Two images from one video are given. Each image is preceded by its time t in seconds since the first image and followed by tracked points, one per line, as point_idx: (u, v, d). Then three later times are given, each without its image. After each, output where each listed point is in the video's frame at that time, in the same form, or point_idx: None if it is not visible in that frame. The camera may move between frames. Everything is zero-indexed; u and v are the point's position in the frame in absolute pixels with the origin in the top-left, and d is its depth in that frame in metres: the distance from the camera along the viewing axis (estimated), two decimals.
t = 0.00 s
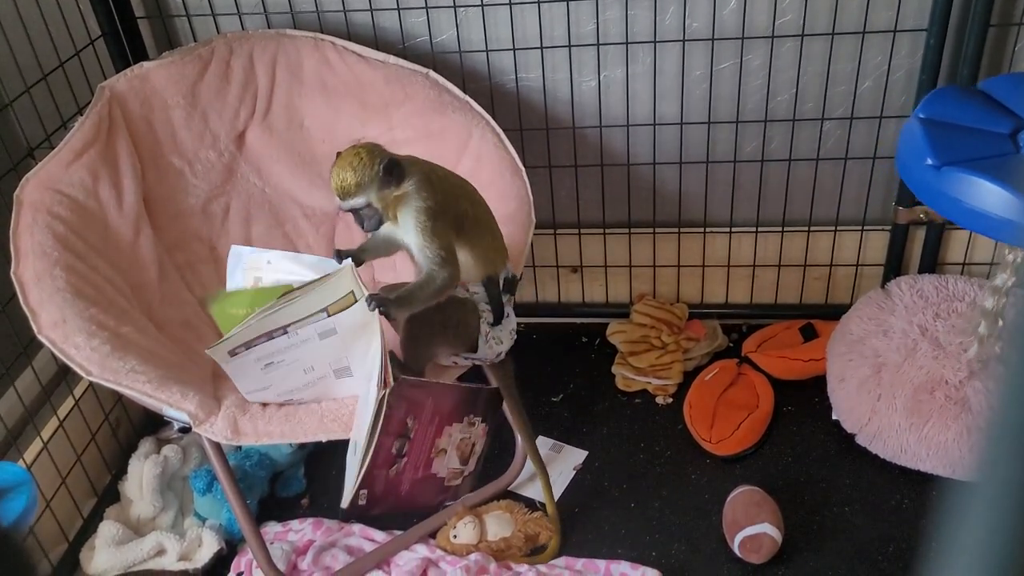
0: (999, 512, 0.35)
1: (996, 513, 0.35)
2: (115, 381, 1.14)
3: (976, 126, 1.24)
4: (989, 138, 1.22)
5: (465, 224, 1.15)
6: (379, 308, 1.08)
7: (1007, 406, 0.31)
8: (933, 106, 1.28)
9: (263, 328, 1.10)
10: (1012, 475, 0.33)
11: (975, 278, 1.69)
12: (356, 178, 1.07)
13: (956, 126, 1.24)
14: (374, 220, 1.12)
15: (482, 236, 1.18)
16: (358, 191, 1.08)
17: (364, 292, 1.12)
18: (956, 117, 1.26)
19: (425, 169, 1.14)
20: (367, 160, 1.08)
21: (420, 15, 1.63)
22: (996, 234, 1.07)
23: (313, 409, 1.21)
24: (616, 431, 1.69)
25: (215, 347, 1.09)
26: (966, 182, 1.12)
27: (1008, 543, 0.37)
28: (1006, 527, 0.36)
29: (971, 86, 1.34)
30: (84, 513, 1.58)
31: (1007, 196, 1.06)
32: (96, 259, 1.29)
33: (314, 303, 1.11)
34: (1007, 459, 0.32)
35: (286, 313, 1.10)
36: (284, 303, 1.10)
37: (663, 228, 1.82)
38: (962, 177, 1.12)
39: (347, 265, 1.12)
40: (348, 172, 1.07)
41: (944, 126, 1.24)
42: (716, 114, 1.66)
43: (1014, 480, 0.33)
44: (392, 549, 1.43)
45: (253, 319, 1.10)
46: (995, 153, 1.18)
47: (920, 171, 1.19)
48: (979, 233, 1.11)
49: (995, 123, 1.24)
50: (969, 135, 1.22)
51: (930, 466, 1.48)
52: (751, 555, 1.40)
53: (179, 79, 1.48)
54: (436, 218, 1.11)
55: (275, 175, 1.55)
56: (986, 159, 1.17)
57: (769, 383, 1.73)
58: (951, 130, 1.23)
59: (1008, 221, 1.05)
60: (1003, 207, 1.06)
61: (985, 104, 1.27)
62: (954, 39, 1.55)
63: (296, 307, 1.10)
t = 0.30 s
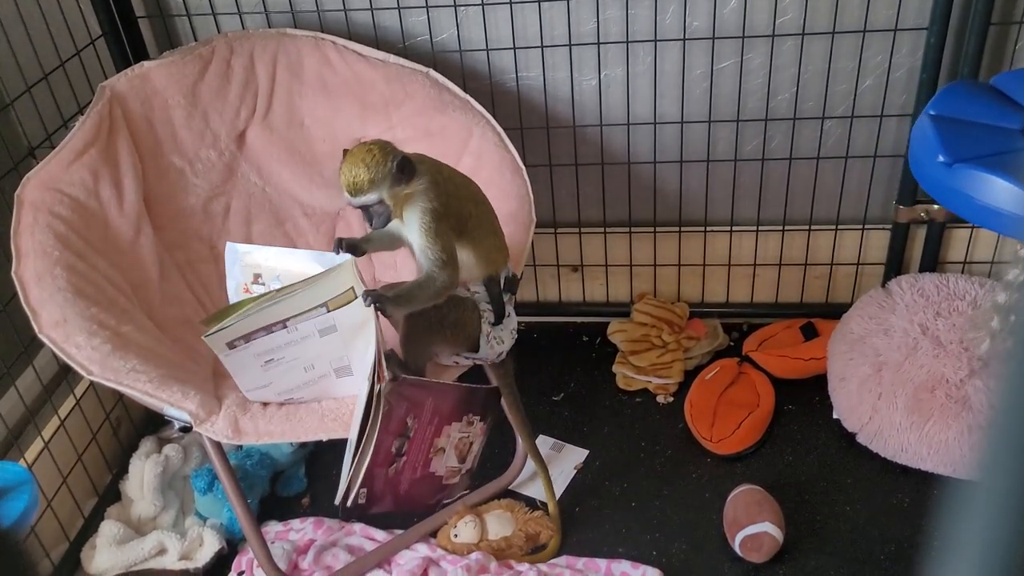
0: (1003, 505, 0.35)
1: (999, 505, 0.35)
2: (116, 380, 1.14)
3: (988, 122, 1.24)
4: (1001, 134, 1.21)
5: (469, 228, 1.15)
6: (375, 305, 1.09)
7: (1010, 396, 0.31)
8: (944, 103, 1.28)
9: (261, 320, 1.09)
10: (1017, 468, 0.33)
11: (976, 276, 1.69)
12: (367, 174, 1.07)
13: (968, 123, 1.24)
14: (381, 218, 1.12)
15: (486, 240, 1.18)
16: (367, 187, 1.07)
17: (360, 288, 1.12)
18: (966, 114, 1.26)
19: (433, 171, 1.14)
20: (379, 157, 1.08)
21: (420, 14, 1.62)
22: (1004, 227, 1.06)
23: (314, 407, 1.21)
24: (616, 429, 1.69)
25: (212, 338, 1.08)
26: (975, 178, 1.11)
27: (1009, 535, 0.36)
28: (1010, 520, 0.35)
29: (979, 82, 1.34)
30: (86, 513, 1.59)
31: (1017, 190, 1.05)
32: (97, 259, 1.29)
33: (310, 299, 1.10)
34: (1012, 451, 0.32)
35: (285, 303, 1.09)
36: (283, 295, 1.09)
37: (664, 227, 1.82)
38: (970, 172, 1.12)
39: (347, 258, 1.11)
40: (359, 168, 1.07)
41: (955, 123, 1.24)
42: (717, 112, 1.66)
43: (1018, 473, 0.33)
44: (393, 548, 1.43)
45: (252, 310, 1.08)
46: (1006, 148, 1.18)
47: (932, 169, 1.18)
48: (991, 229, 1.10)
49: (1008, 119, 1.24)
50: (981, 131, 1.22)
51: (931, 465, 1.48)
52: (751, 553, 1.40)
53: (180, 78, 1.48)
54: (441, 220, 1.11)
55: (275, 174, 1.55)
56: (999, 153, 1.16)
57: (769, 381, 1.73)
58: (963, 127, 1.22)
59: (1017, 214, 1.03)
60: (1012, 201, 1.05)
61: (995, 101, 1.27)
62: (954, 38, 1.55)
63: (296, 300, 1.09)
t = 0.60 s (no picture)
0: (1005, 502, 0.35)
1: (1000, 502, 0.34)
2: (117, 379, 1.14)
3: (991, 121, 1.24)
4: (1002, 132, 1.21)
5: (472, 227, 1.17)
6: (373, 297, 1.09)
7: (1009, 392, 0.31)
8: (946, 100, 1.28)
9: (261, 316, 1.09)
10: (1020, 465, 0.32)
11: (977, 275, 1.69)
12: (377, 177, 1.07)
13: (970, 121, 1.24)
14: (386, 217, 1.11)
15: (489, 239, 1.20)
16: (375, 189, 1.07)
17: (360, 285, 1.12)
18: (968, 112, 1.26)
19: (441, 169, 1.15)
20: (389, 159, 1.08)
21: (421, 13, 1.62)
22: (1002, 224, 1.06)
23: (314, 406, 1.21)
24: (617, 428, 1.69)
25: (213, 333, 1.08)
26: (977, 175, 1.11)
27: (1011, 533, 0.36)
28: (1012, 517, 0.35)
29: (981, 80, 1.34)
30: (86, 512, 1.59)
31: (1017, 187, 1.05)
32: (97, 259, 1.29)
33: (310, 293, 1.10)
34: (1014, 448, 0.32)
35: (286, 299, 1.09)
36: (283, 290, 1.09)
37: (665, 226, 1.82)
38: (972, 170, 1.11)
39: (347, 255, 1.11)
40: (367, 169, 1.07)
41: (958, 121, 1.23)
42: (717, 111, 1.66)
43: (1020, 471, 0.33)
44: (393, 548, 1.43)
45: (252, 305, 1.08)
46: (1007, 146, 1.18)
47: (934, 166, 1.19)
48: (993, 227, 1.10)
49: (1011, 117, 1.23)
50: (984, 130, 1.21)
51: (932, 464, 1.48)
52: (752, 552, 1.40)
53: (180, 78, 1.48)
54: (445, 221, 1.13)
55: (276, 173, 1.55)
56: (1001, 153, 1.16)
57: (769, 380, 1.73)
58: (966, 125, 1.22)
59: (1018, 213, 1.03)
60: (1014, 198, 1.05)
61: (997, 99, 1.28)
62: (955, 36, 1.54)
63: (296, 295, 1.09)
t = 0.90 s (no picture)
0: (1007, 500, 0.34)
1: (1001, 499, 0.34)
2: (118, 379, 1.14)
3: (984, 121, 1.23)
4: (995, 132, 1.21)
5: (472, 224, 1.18)
6: (372, 296, 1.09)
7: (1011, 387, 0.31)
8: (940, 100, 1.28)
9: (262, 314, 1.09)
10: (1021, 464, 0.32)
11: (978, 274, 1.68)
12: (381, 166, 1.05)
13: (963, 121, 1.24)
14: (387, 207, 1.09)
15: (489, 236, 1.20)
16: (380, 180, 1.06)
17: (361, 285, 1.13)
18: (961, 111, 1.25)
19: (442, 164, 1.15)
20: (393, 148, 1.06)
21: (421, 13, 1.62)
22: (999, 227, 1.07)
23: (315, 406, 1.21)
24: (618, 427, 1.70)
25: (213, 331, 1.08)
26: (972, 178, 1.11)
27: (1010, 531, 0.36)
28: (1012, 515, 0.35)
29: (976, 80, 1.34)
30: (88, 511, 1.59)
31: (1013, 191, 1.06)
32: (98, 258, 1.29)
33: (309, 291, 1.10)
34: (1014, 444, 0.32)
35: (286, 297, 1.09)
36: (282, 289, 1.09)
37: (666, 225, 1.82)
38: (967, 172, 1.12)
39: (345, 255, 1.12)
40: (370, 157, 1.05)
41: (951, 121, 1.23)
42: (718, 110, 1.66)
43: (1021, 470, 0.33)
44: (394, 547, 1.44)
45: (252, 304, 1.08)
46: (999, 147, 1.18)
47: (926, 166, 1.19)
48: (986, 227, 1.10)
49: (1003, 116, 1.23)
50: (977, 130, 1.21)
51: (933, 463, 1.48)
52: (752, 551, 1.40)
53: (181, 77, 1.48)
54: (446, 217, 1.13)
55: (276, 173, 1.55)
56: (992, 154, 1.16)
57: (770, 379, 1.73)
58: (958, 125, 1.22)
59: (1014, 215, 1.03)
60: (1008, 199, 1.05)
61: (991, 98, 1.27)
62: (957, 35, 1.54)
63: (296, 293, 1.10)
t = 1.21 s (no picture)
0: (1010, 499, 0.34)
1: (1003, 498, 0.34)
2: (119, 377, 1.14)
3: (972, 121, 1.23)
4: (982, 133, 1.21)
5: (473, 223, 1.19)
6: (366, 291, 1.10)
7: (1013, 386, 0.31)
8: (929, 100, 1.27)
9: (261, 309, 1.09)
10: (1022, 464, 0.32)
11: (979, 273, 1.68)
12: (389, 154, 1.07)
13: (952, 121, 1.23)
14: (394, 197, 1.10)
15: (491, 236, 1.21)
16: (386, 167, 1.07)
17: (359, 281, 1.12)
18: (950, 113, 1.25)
19: (448, 163, 1.17)
20: (398, 141, 1.08)
21: (422, 11, 1.62)
22: (991, 231, 1.08)
23: (315, 404, 1.20)
24: (619, 426, 1.69)
25: (212, 325, 1.08)
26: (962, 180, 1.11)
27: (1013, 530, 0.36)
28: (1014, 515, 0.35)
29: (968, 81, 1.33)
30: (89, 509, 1.59)
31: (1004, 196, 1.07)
32: (99, 257, 1.29)
33: (309, 286, 1.09)
34: (1018, 442, 0.32)
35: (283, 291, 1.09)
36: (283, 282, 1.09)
37: (667, 223, 1.82)
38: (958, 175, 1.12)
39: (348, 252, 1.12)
40: (378, 148, 1.06)
41: (939, 121, 1.23)
42: (719, 108, 1.66)
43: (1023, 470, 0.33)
44: (395, 546, 1.44)
45: (252, 297, 1.08)
46: (986, 149, 1.18)
47: (913, 166, 1.18)
48: (973, 229, 1.11)
49: (989, 117, 1.23)
50: (965, 131, 1.21)
51: (934, 462, 1.48)
52: (753, 550, 1.40)
53: (182, 76, 1.48)
54: (447, 214, 1.14)
55: (277, 171, 1.55)
56: (981, 155, 1.16)
57: (771, 378, 1.73)
58: (947, 126, 1.22)
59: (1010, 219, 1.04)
60: (998, 203, 1.07)
61: (980, 100, 1.26)
62: (958, 34, 1.54)
63: (296, 287, 1.09)
